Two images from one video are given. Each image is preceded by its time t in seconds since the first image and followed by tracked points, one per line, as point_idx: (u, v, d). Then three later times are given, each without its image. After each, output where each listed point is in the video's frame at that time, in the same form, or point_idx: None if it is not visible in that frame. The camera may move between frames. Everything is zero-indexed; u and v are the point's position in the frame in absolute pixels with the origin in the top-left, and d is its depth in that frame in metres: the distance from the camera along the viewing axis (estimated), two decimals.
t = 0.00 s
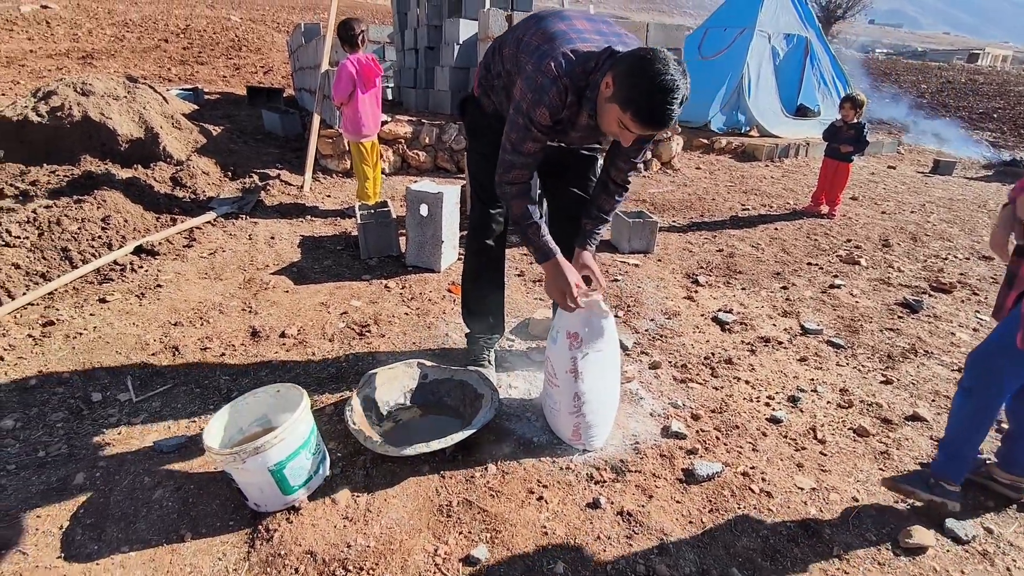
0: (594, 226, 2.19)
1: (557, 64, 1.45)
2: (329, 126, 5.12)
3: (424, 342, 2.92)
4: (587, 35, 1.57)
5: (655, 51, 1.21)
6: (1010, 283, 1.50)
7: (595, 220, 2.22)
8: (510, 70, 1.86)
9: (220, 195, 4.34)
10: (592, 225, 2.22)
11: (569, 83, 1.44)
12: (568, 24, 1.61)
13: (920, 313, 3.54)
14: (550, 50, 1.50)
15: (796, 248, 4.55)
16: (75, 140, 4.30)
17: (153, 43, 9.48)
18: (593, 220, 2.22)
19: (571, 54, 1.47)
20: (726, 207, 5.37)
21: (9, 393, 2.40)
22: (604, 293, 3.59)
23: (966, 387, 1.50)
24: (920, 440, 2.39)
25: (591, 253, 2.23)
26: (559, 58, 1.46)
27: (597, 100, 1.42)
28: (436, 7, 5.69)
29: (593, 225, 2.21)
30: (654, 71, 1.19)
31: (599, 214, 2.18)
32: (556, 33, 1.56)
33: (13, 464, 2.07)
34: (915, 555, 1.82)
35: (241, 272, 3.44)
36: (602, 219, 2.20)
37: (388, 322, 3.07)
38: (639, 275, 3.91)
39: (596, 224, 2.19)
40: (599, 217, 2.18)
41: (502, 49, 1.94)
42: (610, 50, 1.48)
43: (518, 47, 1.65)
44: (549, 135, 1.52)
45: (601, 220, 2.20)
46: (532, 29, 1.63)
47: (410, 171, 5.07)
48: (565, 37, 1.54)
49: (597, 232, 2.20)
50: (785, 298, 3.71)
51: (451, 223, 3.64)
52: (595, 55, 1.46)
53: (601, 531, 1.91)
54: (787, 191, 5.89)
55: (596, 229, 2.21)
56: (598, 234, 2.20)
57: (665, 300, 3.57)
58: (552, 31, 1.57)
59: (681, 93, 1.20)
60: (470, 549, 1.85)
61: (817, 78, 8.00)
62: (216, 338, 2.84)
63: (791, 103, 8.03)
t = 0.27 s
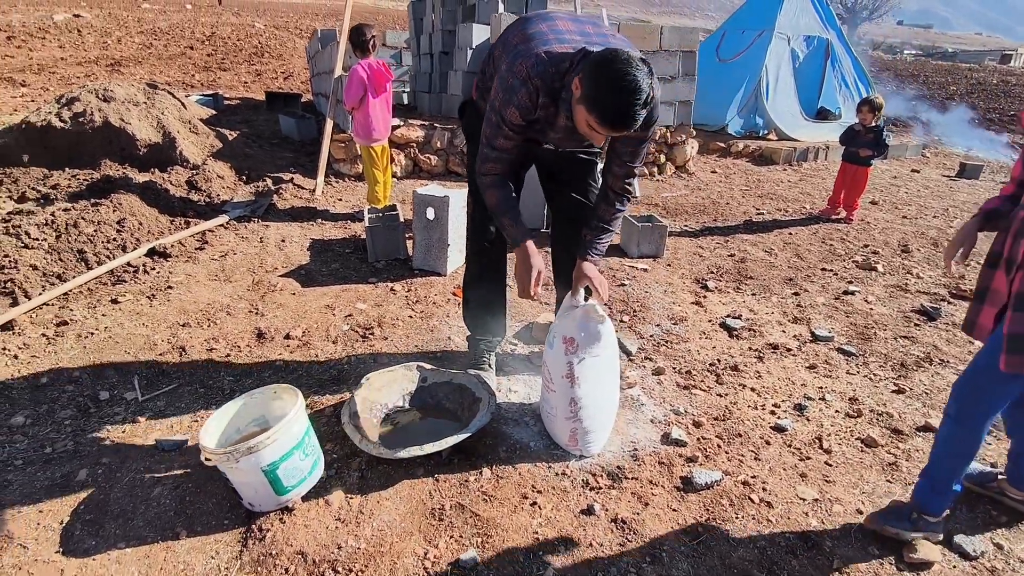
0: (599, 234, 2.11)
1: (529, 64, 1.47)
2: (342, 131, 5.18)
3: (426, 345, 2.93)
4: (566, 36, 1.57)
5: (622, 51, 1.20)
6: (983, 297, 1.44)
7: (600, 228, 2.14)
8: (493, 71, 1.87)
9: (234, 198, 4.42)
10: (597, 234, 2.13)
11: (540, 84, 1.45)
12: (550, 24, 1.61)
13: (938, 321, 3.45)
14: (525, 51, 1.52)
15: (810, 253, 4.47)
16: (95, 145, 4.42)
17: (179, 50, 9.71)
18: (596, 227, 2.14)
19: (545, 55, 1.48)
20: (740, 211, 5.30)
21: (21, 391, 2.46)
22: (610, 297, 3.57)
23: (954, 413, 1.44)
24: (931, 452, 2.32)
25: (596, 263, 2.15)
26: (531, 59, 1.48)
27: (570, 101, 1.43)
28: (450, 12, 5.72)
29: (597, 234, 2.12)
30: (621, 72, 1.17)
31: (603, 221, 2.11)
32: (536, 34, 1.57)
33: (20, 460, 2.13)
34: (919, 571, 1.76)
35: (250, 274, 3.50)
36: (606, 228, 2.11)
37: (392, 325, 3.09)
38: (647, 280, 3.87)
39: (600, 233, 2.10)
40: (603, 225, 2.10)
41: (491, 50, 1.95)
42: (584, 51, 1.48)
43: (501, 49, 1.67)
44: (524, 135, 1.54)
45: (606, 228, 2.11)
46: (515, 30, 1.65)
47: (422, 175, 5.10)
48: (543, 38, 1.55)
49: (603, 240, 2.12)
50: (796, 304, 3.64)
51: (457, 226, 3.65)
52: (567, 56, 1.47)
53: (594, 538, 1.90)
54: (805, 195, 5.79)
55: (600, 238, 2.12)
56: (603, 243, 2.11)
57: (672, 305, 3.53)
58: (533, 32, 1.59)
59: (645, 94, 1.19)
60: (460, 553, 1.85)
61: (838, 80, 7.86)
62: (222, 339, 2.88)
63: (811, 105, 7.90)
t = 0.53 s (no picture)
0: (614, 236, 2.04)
1: (513, 65, 1.57)
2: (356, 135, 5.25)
3: (432, 345, 2.95)
4: (549, 38, 1.67)
5: (596, 52, 1.32)
6: (948, 302, 1.35)
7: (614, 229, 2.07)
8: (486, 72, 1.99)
9: (250, 200, 4.50)
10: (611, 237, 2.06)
11: (522, 83, 1.54)
12: (537, 27, 1.73)
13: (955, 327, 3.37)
14: (511, 54, 1.63)
15: (825, 257, 4.40)
16: (118, 148, 4.54)
17: (203, 55, 9.92)
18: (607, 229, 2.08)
19: (528, 55, 1.56)
20: (755, 215, 5.24)
21: (38, 385, 2.54)
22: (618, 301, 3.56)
23: (947, 436, 1.38)
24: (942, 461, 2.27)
25: (612, 265, 2.07)
26: (516, 61, 1.58)
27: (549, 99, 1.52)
28: (466, 17, 5.76)
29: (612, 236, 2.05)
30: (595, 70, 1.28)
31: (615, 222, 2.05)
32: (521, 38, 1.68)
33: (35, 452, 2.20)
34: None
35: (262, 274, 3.56)
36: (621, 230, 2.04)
37: (399, 326, 3.12)
38: (657, 283, 3.85)
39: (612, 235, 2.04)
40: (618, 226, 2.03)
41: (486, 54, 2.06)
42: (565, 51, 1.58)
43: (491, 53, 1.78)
44: (513, 132, 1.64)
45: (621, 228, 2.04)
46: (504, 36, 1.76)
47: (435, 178, 5.14)
48: (527, 42, 1.66)
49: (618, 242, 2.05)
50: (808, 309, 3.59)
51: (466, 228, 3.67)
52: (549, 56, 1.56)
53: (591, 541, 1.89)
54: (822, 199, 5.71)
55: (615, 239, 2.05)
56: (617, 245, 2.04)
57: (681, 308, 3.50)
58: (519, 36, 1.69)
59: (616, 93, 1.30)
60: (456, 553, 1.86)
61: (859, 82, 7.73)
62: (233, 338, 2.94)
63: (831, 109, 7.77)
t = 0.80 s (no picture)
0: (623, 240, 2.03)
1: (513, 80, 1.63)
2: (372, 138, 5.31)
3: (441, 347, 2.98)
4: (548, 48, 1.72)
5: (586, 64, 1.35)
6: (940, 308, 1.40)
7: (624, 232, 2.05)
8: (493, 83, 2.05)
9: (267, 202, 4.59)
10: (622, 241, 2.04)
11: (524, 97, 1.60)
12: (537, 40, 1.79)
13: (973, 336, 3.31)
14: (512, 67, 1.69)
15: (841, 263, 4.35)
16: (141, 150, 4.66)
17: (226, 59, 10.12)
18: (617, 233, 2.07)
19: (527, 68, 1.62)
20: (771, 220, 5.20)
21: (58, 380, 2.62)
22: (629, 305, 3.56)
23: (972, 454, 1.36)
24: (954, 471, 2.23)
25: (622, 268, 2.06)
26: (516, 75, 1.64)
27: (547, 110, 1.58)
28: (482, 21, 5.78)
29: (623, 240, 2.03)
30: (585, 82, 1.32)
31: (624, 226, 2.03)
32: (523, 51, 1.74)
33: (54, 444, 2.26)
34: None
35: (277, 275, 3.62)
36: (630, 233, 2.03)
37: (409, 327, 3.15)
38: (668, 287, 3.84)
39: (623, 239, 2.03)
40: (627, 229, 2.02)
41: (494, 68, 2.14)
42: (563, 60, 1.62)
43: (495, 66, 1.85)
44: (523, 144, 1.71)
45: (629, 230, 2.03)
46: (507, 51, 1.82)
47: (449, 180, 5.18)
48: (528, 53, 1.71)
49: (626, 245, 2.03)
50: (821, 315, 3.55)
51: (477, 231, 3.70)
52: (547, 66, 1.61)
53: (593, 544, 1.90)
54: (840, 204, 5.64)
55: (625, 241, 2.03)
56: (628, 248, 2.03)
57: (691, 313, 3.49)
58: (521, 49, 1.75)
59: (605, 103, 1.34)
60: (458, 552, 1.88)
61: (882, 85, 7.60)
62: (246, 337, 3.00)
63: (853, 112, 7.65)
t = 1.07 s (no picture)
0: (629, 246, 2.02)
1: (521, 94, 1.66)
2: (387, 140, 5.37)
3: (450, 347, 3.01)
4: (555, 60, 1.75)
5: (591, 78, 1.37)
6: (944, 317, 1.39)
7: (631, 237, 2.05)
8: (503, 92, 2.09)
9: (283, 203, 4.66)
10: (628, 245, 2.04)
11: (534, 110, 1.62)
12: (544, 51, 1.81)
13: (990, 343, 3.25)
14: (520, 80, 1.71)
15: (857, 268, 4.30)
16: (162, 151, 4.76)
17: (247, 62, 10.29)
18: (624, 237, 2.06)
19: (535, 81, 1.65)
20: (786, 224, 5.16)
21: (78, 374, 2.69)
22: (639, 308, 3.56)
23: (974, 462, 1.32)
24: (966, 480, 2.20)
25: (628, 271, 2.05)
26: (524, 89, 1.66)
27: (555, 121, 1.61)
28: (498, 25, 5.81)
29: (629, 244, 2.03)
30: (591, 96, 1.34)
31: (631, 230, 2.03)
32: (530, 63, 1.76)
33: (73, 436, 2.33)
34: None
35: (291, 274, 3.68)
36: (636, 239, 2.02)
37: (419, 327, 3.19)
38: (680, 291, 3.83)
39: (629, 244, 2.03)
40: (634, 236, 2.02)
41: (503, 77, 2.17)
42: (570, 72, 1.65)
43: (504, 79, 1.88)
44: (535, 156, 1.74)
45: (637, 236, 2.02)
46: (515, 63, 1.85)
47: (463, 183, 5.22)
48: (535, 65, 1.74)
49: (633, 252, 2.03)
50: (834, 320, 3.52)
51: (488, 233, 3.72)
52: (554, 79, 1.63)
53: (596, 545, 1.91)
54: (858, 208, 5.58)
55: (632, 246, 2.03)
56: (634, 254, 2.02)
57: (702, 317, 3.48)
58: (529, 61, 1.78)
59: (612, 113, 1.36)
60: (462, 550, 1.90)
61: (903, 89, 7.47)
62: (260, 335, 3.05)
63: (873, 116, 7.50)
